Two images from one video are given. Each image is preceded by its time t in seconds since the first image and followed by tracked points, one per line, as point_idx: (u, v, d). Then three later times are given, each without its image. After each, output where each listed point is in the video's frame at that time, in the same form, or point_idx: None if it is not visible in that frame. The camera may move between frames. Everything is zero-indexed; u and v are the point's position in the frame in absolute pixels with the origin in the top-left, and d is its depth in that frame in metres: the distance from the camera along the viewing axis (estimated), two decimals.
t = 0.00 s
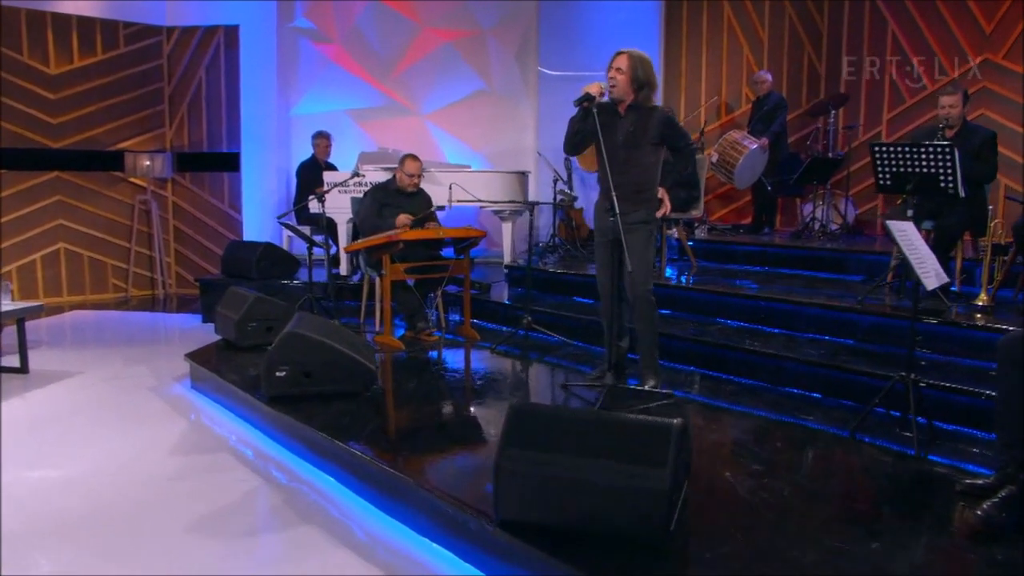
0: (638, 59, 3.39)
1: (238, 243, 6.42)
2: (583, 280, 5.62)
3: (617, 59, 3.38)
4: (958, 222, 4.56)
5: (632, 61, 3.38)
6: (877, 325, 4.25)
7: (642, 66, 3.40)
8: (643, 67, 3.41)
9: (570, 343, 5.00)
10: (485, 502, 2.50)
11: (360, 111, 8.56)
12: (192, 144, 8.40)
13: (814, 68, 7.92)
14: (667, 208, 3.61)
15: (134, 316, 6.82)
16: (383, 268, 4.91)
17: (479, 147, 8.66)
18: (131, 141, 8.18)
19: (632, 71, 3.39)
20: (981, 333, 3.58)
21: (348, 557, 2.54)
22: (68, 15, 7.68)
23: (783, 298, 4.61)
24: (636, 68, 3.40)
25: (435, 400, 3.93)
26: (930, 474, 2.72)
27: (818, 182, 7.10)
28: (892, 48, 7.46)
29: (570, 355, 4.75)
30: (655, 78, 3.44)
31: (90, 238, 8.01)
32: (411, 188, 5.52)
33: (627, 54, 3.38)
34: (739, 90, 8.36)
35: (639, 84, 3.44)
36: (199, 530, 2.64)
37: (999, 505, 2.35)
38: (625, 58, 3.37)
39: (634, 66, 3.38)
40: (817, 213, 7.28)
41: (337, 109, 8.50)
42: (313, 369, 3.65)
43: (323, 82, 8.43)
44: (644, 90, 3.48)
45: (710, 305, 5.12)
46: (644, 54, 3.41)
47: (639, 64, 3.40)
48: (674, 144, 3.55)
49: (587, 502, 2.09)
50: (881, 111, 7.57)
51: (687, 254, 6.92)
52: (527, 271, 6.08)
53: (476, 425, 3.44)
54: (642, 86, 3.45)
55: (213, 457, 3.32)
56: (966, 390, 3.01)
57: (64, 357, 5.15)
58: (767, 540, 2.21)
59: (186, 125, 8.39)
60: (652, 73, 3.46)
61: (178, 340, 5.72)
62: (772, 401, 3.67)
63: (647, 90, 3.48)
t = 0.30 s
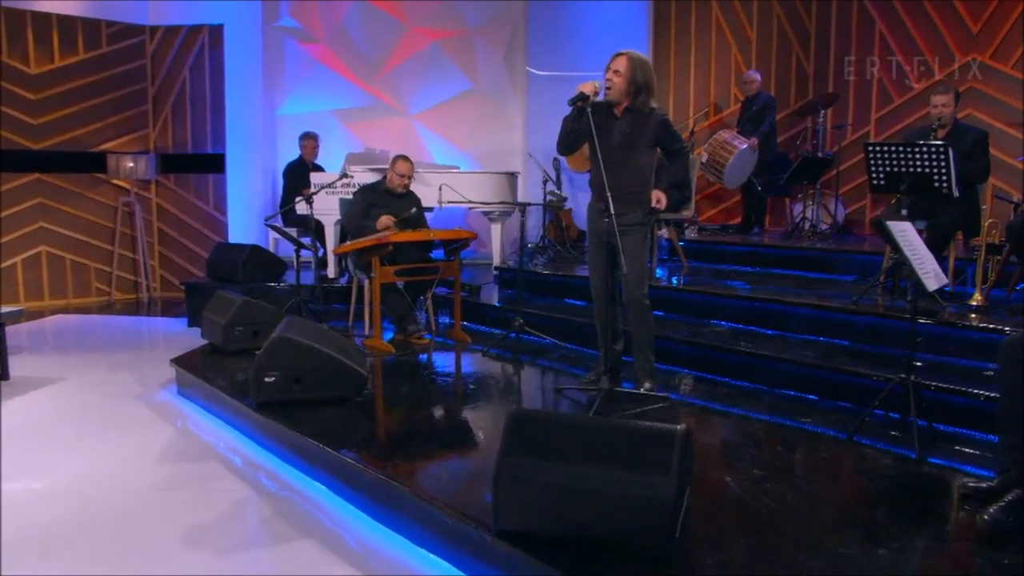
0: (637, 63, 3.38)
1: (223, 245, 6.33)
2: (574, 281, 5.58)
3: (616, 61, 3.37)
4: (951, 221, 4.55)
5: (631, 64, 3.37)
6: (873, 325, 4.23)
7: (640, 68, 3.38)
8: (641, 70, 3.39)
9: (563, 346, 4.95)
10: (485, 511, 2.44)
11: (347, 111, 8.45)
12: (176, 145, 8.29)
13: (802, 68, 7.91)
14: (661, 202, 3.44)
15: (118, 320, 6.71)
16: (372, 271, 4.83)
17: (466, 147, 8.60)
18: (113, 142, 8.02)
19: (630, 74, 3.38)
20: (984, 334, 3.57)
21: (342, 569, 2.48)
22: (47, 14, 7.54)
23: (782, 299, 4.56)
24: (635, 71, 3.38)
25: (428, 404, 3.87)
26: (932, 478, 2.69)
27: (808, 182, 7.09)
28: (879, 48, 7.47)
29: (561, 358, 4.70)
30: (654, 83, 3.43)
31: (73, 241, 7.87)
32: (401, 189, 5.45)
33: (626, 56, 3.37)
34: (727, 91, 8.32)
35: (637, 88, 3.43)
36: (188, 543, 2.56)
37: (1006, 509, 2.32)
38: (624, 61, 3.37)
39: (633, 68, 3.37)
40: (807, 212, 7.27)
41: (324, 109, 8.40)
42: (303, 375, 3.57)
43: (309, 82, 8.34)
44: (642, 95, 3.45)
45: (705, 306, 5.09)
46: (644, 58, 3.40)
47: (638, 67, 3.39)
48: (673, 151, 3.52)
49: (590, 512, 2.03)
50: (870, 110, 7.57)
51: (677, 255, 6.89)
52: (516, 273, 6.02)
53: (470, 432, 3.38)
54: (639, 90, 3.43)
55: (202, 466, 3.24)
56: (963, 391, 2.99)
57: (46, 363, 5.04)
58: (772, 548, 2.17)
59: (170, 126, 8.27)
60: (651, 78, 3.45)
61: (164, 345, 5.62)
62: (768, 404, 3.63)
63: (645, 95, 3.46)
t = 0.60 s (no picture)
0: (620, 58, 3.32)
1: (200, 249, 6.19)
2: (559, 283, 5.52)
3: (598, 60, 3.31)
4: (937, 222, 4.54)
5: (613, 61, 3.31)
6: (863, 327, 4.21)
7: (624, 64, 3.32)
8: (625, 66, 3.33)
9: (549, 350, 4.89)
10: (481, 526, 2.37)
11: (325, 112, 8.33)
12: (151, 148, 8.11)
13: (782, 69, 7.90)
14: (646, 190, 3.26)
15: (91, 327, 6.54)
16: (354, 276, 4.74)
17: (447, 149, 8.53)
18: (87, 144, 7.80)
19: (614, 70, 3.31)
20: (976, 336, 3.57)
21: None
22: (18, 12, 7.23)
23: (774, 302, 4.53)
24: (618, 67, 3.32)
25: (413, 411, 3.80)
26: (930, 484, 2.67)
27: (791, 183, 7.09)
28: (859, 49, 7.48)
29: (548, 362, 4.64)
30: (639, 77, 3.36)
31: (45, 246, 7.63)
32: (374, 190, 5.39)
33: (607, 53, 3.31)
34: (708, 92, 8.31)
35: (623, 84, 3.36)
36: (169, 563, 2.46)
37: (1010, 515, 2.30)
38: (606, 58, 3.30)
39: (616, 65, 3.31)
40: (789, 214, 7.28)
41: (302, 112, 8.28)
42: (285, 384, 3.47)
43: (286, 84, 8.21)
44: (628, 89, 3.40)
45: (692, 309, 5.05)
46: (626, 53, 3.33)
47: (621, 63, 3.33)
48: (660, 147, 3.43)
49: (592, 527, 1.97)
50: (850, 111, 7.59)
51: (661, 257, 6.86)
52: (499, 276, 5.96)
53: (459, 440, 3.32)
54: (625, 86, 3.37)
55: (182, 479, 3.14)
56: (955, 393, 3.01)
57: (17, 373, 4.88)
58: (776, 558, 2.13)
59: (144, 129, 8.09)
60: (635, 72, 3.38)
61: (139, 352, 5.47)
62: (760, 408, 3.61)
63: (631, 90, 3.40)
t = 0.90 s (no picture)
0: (615, 58, 3.25)
1: (183, 254, 6.10)
2: (547, 287, 5.48)
3: (594, 59, 3.24)
4: (927, 224, 4.54)
5: (609, 61, 3.25)
6: (854, 330, 4.21)
7: (618, 64, 3.26)
8: (619, 65, 3.27)
9: (539, 355, 4.84)
10: (477, 537, 2.32)
11: (309, 115, 8.27)
12: (131, 151, 7.94)
13: (767, 72, 7.92)
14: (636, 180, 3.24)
15: (71, 333, 6.43)
16: (341, 280, 4.66)
17: (432, 152, 8.47)
18: (66, 147, 7.66)
19: (610, 71, 3.26)
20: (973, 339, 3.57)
21: None
22: None
23: (761, 304, 4.55)
24: (613, 67, 3.26)
25: (403, 418, 3.74)
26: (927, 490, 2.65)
27: (778, 185, 7.09)
28: (843, 51, 7.49)
29: (538, 367, 4.60)
30: (633, 77, 3.31)
31: (23, 251, 7.46)
32: (358, 193, 5.32)
33: (604, 53, 3.24)
34: (694, 94, 8.30)
35: (617, 83, 3.31)
36: None
37: (1011, 520, 2.28)
38: (602, 58, 3.24)
39: (611, 65, 3.24)
40: (776, 216, 7.28)
41: (285, 114, 8.21)
42: (272, 392, 3.40)
43: (269, 86, 8.13)
44: (622, 91, 3.34)
45: (682, 312, 5.04)
46: (621, 52, 3.27)
47: (616, 62, 3.26)
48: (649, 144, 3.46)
49: (594, 539, 1.93)
50: (835, 113, 7.61)
51: (649, 260, 6.84)
52: (487, 279, 5.92)
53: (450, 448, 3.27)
54: (619, 86, 3.32)
55: (168, 490, 3.07)
56: (949, 396, 3.02)
57: None
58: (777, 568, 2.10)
59: (124, 131, 7.93)
60: (630, 70, 3.32)
61: (121, 359, 5.38)
62: (753, 412, 3.59)
63: (625, 89, 3.35)
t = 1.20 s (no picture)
0: (601, 55, 3.23)
1: (163, 259, 5.98)
2: (534, 293, 5.43)
3: (580, 59, 3.21)
4: (915, 229, 4.53)
5: (595, 59, 3.22)
6: (847, 334, 4.21)
7: (605, 61, 3.23)
8: (607, 63, 3.25)
9: (527, 362, 4.79)
10: (476, 554, 2.25)
11: (289, 119, 8.18)
12: (109, 155, 7.70)
13: (750, 77, 7.92)
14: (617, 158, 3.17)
15: (47, 341, 6.26)
16: (326, 287, 4.58)
17: (416, 156, 8.40)
18: (41, 151, 7.40)
19: (597, 69, 3.23)
20: (969, 343, 3.56)
21: None
22: None
23: (750, 309, 4.54)
24: (600, 64, 3.23)
25: (391, 427, 3.67)
26: (930, 501, 2.62)
27: (764, 189, 7.08)
28: (825, 56, 7.51)
29: (526, 374, 4.54)
30: (621, 75, 3.29)
31: None
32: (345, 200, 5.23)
33: (588, 52, 3.21)
34: (677, 98, 8.28)
35: (606, 81, 3.29)
36: None
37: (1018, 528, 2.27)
38: (587, 57, 3.21)
39: (598, 62, 3.21)
40: (762, 220, 7.28)
41: (266, 118, 8.14)
42: (259, 402, 3.31)
43: (249, 90, 8.08)
44: (611, 88, 3.32)
45: (671, 318, 5.00)
46: (606, 49, 3.24)
47: (603, 60, 3.24)
48: (640, 147, 3.36)
49: (601, 555, 1.87)
50: (817, 116, 7.62)
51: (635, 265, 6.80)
52: (472, 285, 5.86)
53: (443, 458, 3.21)
54: (608, 85, 3.30)
55: (153, 506, 2.98)
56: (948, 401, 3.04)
57: None
58: None
59: (101, 135, 7.67)
60: (617, 67, 3.30)
61: (98, 368, 5.24)
62: (747, 418, 3.57)
63: (615, 88, 3.33)
